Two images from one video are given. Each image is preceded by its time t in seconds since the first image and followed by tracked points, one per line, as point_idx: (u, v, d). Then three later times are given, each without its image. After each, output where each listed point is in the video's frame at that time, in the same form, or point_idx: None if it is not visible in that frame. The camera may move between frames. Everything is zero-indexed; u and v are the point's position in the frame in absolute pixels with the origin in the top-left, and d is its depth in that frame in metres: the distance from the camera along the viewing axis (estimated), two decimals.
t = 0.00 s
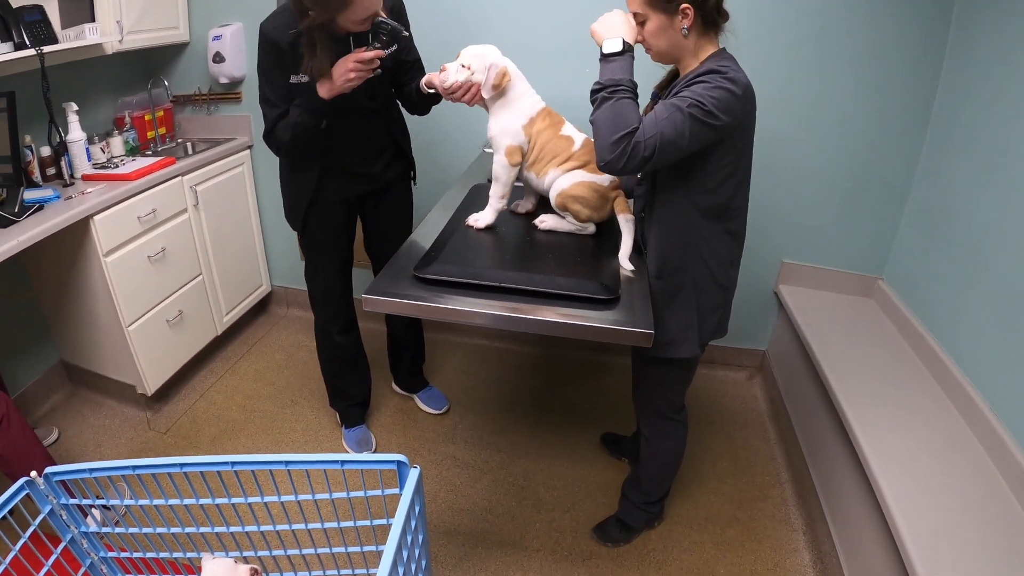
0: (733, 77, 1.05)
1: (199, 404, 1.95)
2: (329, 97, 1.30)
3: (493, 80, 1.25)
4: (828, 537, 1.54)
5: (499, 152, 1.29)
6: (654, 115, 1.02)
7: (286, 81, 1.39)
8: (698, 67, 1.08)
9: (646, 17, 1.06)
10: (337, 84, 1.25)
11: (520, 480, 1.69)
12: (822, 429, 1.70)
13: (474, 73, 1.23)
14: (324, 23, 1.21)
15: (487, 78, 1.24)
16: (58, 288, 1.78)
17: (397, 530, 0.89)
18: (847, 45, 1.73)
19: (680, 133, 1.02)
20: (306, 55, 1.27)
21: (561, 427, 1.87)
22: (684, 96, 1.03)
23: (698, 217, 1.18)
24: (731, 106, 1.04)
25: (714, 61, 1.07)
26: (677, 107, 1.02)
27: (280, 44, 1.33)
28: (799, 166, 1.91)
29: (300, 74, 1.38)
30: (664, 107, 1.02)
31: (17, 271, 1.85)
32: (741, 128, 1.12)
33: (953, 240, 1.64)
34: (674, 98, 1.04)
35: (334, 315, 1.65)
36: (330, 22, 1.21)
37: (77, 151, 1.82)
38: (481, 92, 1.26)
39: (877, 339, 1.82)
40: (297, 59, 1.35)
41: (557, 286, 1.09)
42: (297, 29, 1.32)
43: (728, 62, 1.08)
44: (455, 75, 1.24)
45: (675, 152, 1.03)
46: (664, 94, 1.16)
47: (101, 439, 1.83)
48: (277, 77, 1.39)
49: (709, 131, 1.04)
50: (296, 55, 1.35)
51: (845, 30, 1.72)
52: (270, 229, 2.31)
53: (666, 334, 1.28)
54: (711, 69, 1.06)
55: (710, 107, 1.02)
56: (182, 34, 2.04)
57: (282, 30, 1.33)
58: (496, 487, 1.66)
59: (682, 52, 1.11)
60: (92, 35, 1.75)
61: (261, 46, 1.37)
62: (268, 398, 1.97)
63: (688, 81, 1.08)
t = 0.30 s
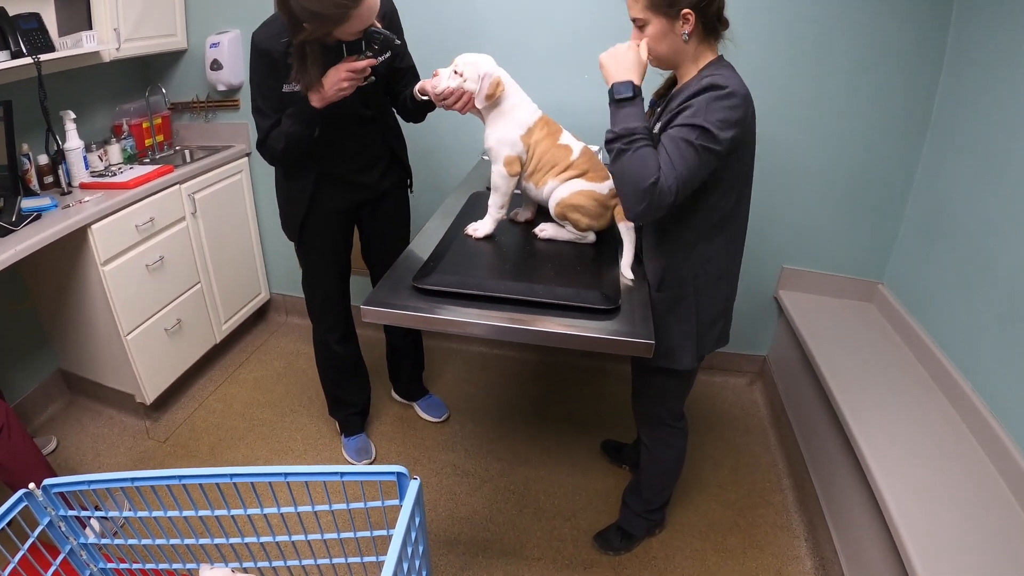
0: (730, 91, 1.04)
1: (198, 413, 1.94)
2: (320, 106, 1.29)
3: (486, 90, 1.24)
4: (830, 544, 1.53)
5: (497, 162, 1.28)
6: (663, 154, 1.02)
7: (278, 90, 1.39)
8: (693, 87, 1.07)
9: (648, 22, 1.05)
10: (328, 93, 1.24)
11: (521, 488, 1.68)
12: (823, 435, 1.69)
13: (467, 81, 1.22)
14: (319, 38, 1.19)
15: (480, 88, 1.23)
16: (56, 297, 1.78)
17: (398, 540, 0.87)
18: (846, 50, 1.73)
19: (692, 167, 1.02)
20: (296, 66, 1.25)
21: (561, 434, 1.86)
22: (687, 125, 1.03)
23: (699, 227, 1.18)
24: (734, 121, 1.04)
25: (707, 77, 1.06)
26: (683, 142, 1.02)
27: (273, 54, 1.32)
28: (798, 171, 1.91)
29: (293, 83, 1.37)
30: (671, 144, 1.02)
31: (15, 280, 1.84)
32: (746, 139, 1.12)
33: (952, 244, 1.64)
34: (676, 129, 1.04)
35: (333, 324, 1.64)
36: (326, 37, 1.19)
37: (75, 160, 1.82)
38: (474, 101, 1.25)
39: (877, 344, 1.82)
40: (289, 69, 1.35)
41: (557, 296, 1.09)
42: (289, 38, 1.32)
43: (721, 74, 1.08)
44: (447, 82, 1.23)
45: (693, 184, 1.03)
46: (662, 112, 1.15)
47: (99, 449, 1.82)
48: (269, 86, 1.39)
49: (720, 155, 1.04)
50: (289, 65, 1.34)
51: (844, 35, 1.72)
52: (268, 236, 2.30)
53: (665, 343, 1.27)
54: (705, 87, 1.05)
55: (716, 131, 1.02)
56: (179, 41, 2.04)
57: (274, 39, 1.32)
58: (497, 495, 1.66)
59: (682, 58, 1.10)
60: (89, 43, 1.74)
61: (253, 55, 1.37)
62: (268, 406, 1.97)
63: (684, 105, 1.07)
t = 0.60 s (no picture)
0: (729, 109, 1.04)
1: (198, 420, 1.93)
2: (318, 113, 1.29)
3: (485, 98, 1.23)
4: (834, 550, 1.52)
5: (496, 169, 1.27)
6: (685, 206, 1.07)
7: (274, 97, 1.38)
8: (692, 111, 1.05)
9: (655, 22, 1.04)
10: (325, 101, 1.25)
11: (523, 496, 1.67)
12: (826, 441, 1.68)
13: (464, 87, 1.21)
14: (315, 46, 1.17)
15: (479, 96, 1.22)
16: (54, 305, 1.77)
17: (400, 548, 0.83)
18: (846, 53, 1.73)
19: (714, 204, 1.07)
20: (292, 74, 1.24)
21: (563, 440, 1.85)
22: (698, 164, 1.05)
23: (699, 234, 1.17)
24: (740, 138, 1.05)
25: (705, 98, 1.05)
26: (701, 186, 1.05)
27: (268, 61, 1.32)
28: (799, 175, 1.90)
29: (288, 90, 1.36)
30: (690, 192, 1.06)
31: (14, 287, 1.83)
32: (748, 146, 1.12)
33: (954, 248, 1.63)
34: (688, 169, 1.06)
35: (332, 331, 1.64)
36: (323, 44, 1.18)
37: (74, 166, 1.81)
38: (473, 108, 1.24)
39: (879, 348, 1.81)
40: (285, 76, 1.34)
41: (558, 305, 1.08)
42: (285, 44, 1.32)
43: (715, 87, 1.06)
44: (444, 89, 1.22)
45: (718, 216, 1.09)
46: (661, 129, 1.13)
47: (99, 457, 1.81)
48: (266, 93, 1.38)
49: (735, 176, 1.07)
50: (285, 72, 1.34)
51: (844, 39, 1.71)
52: (268, 242, 2.30)
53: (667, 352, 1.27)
54: (704, 113, 1.04)
55: (727, 160, 1.04)
56: (178, 47, 2.03)
57: (269, 46, 1.32)
58: (498, 503, 1.65)
59: (683, 62, 1.10)
60: (87, 49, 1.72)
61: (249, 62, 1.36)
62: (268, 413, 1.96)
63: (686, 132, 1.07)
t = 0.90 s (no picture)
0: (725, 111, 1.04)
1: (199, 425, 1.93)
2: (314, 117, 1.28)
3: (486, 102, 1.23)
4: (837, 555, 1.52)
5: (498, 173, 1.27)
6: (680, 212, 1.07)
7: (274, 102, 1.38)
8: (688, 115, 1.05)
9: (662, 21, 1.03)
10: (323, 107, 1.25)
11: (525, 501, 1.67)
12: (829, 444, 1.67)
13: (465, 92, 1.21)
14: (312, 48, 1.17)
15: (479, 100, 1.22)
16: (54, 309, 1.76)
17: (402, 554, 0.81)
18: (847, 56, 1.72)
19: (710, 211, 1.07)
20: (291, 78, 1.24)
21: (565, 445, 1.85)
22: (693, 169, 1.05)
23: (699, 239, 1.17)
24: (736, 141, 1.04)
25: (701, 101, 1.05)
26: (696, 192, 1.05)
27: (269, 65, 1.32)
28: (801, 178, 1.90)
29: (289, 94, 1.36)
30: (685, 198, 1.06)
31: (15, 291, 1.83)
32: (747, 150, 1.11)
33: (956, 251, 1.62)
34: (684, 175, 1.06)
35: (333, 336, 1.63)
36: (321, 46, 1.17)
37: (74, 170, 1.80)
38: (473, 112, 1.24)
39: (882, 351, 1.80)
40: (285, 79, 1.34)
41: (561, 310, 1.07)
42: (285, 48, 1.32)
43: (712, 90, 1.06)
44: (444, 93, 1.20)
45: (715, 221, 1.09)
46: (660, 133, 1.13)
47: (100, 461, 1.81)
48: (266, 97, 1.38)
49: (732, 180, 1.07)
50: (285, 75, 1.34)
51: (845, 42, 1.71)
52: (269, 246, 2.29)
53: (670, 357, 1.27)
54: (700, 116, 1.04)
55: (723, 164, 1.04)
56: (179, 51, 2.03)
57: (269, 51, 1.32)
58: (501, 508, 1.64)
59: (687, 64, 1.10)
60: (88, 53, 1.72)
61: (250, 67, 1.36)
62: (269, 418, 1.95)
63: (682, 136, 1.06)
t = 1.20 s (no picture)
0: (736, 107, 1.03)
1: (201, 425, 1.93)
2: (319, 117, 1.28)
3: (486, 103, 1.23)
4: (840, 555, 1.51)
5: (501, 173, 1.26)
6: (685, 206, 1.07)
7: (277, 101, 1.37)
8: (698, 109, 1.05)
9: (672, 21, 1.03)
10: (325, 109, 1.25)
11: (528, 501, 1.66)
12: (832, 444, 1.67)
13: (465, 92, 1.21)
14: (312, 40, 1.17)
15: (479, 100, 1.22)
16: (56, 309, 1.76)
17: (405, 555, 0.81)
18: (851, 56, 1.72)
19: (714, 206, 1.07)
20: (291, 72, 1.23)
21: (568, 446, 1.84)
22: (700, 163, 1.04)
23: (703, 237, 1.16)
24: (746, 138, 1.04)
25: (711, 97, 1.05)
26: (702, 187, 1.04)
27: (271, 62, 1.31)
28: (804, 178, 1.90)
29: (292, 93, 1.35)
30: (690, 192, 1.05)
31: (17, 291, 1.83)
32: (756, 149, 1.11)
33: (960, 251, 1.62)
34: (691, 169, 1.06)
35: (336, 336, 1.63)
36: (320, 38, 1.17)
37: (76, 170, 1.80)
38: (474, 113, 1.24)
39: (886, 351, 1.80)
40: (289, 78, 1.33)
41: (564, 310, 1.07)
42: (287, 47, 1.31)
43: (723, 87, 1.06)
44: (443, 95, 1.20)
45: (718, 218, 1.09)
46: (668, 130, 1.13)
47: (102, 461, 1.80)
48: (269, 95, 1.37)
49: (739, 177, 1.06)
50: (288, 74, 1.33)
51: (848, 41, 1.70)
52: (271, 247, 2.29)
53: (674, 357, 1.26)
54: (711, 111, 1.03)
55: (731, 160, 1.03)
56: (181, 51, 2.03)
57: (272, 49, 1.31)
58: (504, 508, 1.64)
59: (696, 63, 1.10)
60: (90, 53, 1.72)
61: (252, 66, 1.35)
62: (271, 418, 1.95)
63: (692, 131, 1.06)
